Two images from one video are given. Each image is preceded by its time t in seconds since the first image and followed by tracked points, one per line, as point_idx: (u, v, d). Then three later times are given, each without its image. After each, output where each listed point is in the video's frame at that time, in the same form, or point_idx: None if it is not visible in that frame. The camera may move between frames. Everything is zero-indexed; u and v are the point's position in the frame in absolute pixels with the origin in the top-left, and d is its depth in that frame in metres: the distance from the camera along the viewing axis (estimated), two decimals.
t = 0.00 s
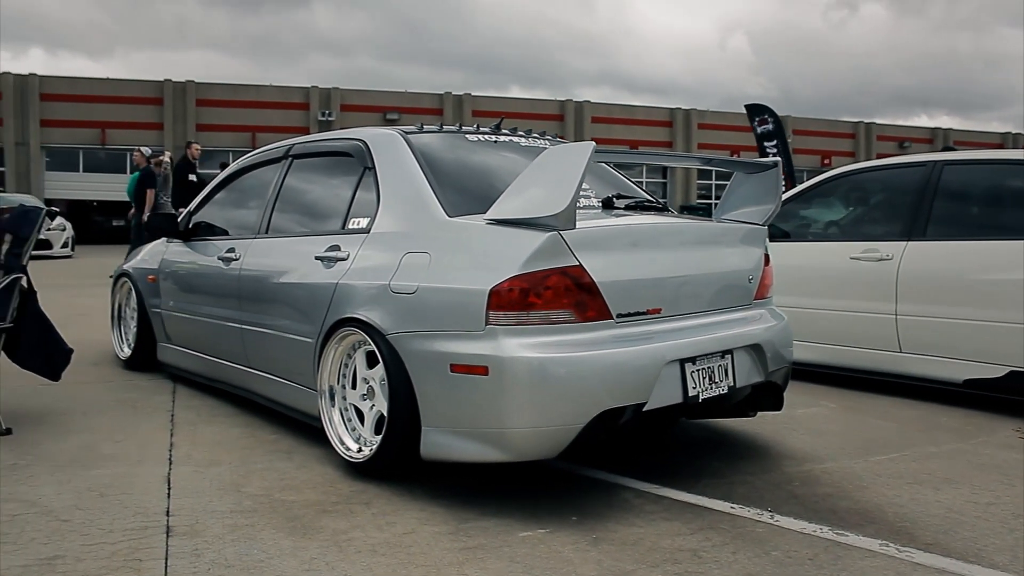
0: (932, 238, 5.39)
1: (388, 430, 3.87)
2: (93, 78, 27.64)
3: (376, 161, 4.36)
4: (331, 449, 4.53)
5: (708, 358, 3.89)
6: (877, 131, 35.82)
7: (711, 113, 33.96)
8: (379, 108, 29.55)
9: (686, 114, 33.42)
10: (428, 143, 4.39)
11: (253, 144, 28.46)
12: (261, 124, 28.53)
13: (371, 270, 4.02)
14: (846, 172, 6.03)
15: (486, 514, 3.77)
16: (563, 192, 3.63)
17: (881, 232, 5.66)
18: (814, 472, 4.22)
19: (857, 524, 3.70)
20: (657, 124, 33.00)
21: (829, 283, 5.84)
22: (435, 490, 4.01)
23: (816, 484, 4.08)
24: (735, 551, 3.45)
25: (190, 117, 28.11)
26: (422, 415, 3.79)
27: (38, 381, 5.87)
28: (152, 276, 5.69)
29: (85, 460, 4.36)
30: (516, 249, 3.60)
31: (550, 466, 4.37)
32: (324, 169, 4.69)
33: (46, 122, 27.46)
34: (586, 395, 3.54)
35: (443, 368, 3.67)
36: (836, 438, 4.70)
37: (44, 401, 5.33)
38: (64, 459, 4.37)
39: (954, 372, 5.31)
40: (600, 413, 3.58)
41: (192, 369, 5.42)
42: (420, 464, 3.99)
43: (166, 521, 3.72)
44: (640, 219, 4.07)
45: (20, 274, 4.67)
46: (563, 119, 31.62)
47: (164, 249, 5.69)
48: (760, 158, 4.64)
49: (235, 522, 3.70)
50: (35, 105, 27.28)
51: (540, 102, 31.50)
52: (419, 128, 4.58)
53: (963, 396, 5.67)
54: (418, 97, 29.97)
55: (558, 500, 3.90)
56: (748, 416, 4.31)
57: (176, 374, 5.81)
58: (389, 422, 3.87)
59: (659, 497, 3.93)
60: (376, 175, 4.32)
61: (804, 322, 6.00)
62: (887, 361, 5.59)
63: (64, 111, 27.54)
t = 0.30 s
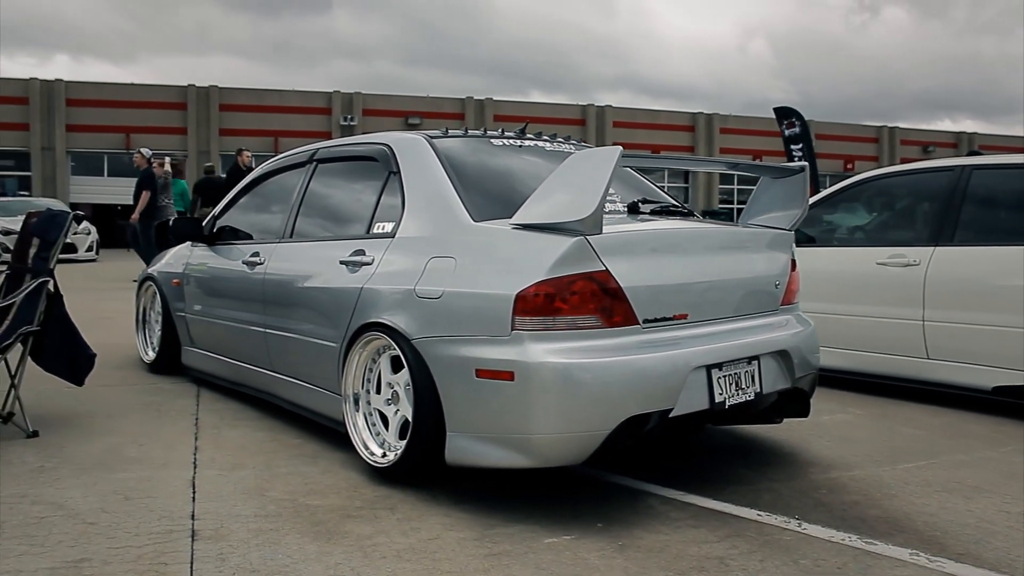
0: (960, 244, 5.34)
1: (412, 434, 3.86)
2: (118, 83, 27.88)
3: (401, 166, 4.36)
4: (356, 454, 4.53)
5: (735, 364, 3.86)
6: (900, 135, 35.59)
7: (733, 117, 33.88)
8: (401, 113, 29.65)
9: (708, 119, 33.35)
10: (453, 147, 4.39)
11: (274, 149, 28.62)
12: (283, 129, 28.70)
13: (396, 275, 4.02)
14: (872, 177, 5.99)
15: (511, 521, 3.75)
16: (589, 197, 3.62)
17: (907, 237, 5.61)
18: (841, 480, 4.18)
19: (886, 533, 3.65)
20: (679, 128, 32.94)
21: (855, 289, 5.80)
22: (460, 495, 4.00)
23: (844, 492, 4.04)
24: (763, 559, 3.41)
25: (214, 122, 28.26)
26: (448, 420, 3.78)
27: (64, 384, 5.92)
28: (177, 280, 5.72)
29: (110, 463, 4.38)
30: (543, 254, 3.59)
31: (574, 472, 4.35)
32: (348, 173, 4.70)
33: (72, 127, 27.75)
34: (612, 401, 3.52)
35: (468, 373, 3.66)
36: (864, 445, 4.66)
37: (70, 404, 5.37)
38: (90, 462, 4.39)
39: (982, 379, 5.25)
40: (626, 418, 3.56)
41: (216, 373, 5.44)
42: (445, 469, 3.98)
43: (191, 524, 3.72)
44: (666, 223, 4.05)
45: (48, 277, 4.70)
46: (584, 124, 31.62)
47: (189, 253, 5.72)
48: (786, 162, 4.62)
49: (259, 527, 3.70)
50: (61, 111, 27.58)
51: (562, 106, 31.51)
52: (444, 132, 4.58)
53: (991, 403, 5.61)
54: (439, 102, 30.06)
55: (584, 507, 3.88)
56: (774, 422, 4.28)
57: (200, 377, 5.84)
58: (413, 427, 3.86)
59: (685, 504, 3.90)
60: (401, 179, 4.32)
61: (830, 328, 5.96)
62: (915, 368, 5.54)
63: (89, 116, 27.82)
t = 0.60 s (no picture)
0: (984, 248, 5.29)
1: (433, 439, 3.85)
2: (138, 88, 28.09)
3: (422, 170, 4.36)
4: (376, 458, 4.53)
5: (757, 369, 3.84)
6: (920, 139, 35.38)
7: (751, 121, 33.76)
8: (419, 117, 29.73)
9: (726, 123, 33.25)
10: (474, 151, 4.39)
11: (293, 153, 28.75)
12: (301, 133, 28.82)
13: (417, 279, 4.02)
14: (895, 181, 5.96)
15: (532, 527, 3.73)
16: (611, 201, 3.61)
17: (930, 242, 5.56)
18: (865, 486, 4.14)
19: (912, 540, 3.61)
20: (697, 132, 32.87)
21: (877, 294, 5.76)
22: (481, 500, 3.99)
23: (868, 499, 4.00)
24: (786, 566, 3.38)
25: (233, 126, 28.40)
26: (468, 425, 3.77)
27: (86, 387, 5.95)
28: (197, 284, 5.74)
29: (132, 466, 4.40)
30: (565, 259, 3.57)
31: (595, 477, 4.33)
32: (368, 177, 4.70)
33: (93, 131, 27.98)
34: (635, 406, 3.50)
35: (490, 379, 3.65)
36: (887, 451, 4.62)
37: (91, 407, 5.40)
38: (111, 465, 4.41)
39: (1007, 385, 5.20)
40: (648, 424, 3.53)
41: (236, 376, 5.45)
42: (465, 474, 3.97)
43: (212, 528, 3.73)
44: (687, 227, 4.04)
45: (70, 280, 4.74)
46: (602, 128, 31.60)
47: (209, 257, 5.74)
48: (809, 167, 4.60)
49: (280, 532, 3.70)
50: (82, 115, 27.83)
51: (580, 110, 31.50)
52: (465, 136, 4.58)
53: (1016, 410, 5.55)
54: (457, 106, 30.11)
55: (606, 513, 3.86)
56: (797, 428, 4.25)
57: (220, 381, 5.85)
58: (434, 432, 3.85)
59: (707, 510, 3.87)
60: (422, 183, 4.32)
61: (852, 333, 5.92)
62: (938, 373, 5.50)
63: (110, 120, 28.04)
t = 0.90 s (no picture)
0: (1001, 255, 5.25)
1: (448, 446, 3.84)
2: (151, 94, 28.26)
3: (437, 176, 4.36)
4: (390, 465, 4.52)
5: (774, 377, 3.81)
6: (932, 145, 35.27)
7: (763, 127, 33.71)
8: (431, 123, 29.76)
9: (738, 129, 33.20)
10: (489, 158, 4.38)
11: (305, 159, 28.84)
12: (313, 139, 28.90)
13: (432, 285, 4.01)
14: (910, 187, 5.93)
15: (548, 534, 3.71)
16: (627, 208, 3.59)
17: (946, 248, 5.53)
18: (882, 495, 4.11)
19: (930, 549, 3.58)
20: (709, 138, 32.85)
21: (893, 301, 5.73)
22: (496, 508, 3.97)
23: (885, 508, 3.97)
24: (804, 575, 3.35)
25: (246, 132, 28.49)
26: (484, 432, 3.76)
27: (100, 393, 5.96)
28: (211, 290, 5.75)
29: (146, 472, 4.40)
30: (581, 265, 3.56)
31: (610, 485, 4.31)
32: (382, 184, 4.70)
33: (107, 137, 28.12)
34: (651, 414, 3.48)
35: (505, 386, 3.64)
36: (904, 459, 4.58)
37: (105, 412, 5.40)
38: (125, 471, 4.41)
39: None
40: (664, 432, 3.51)
41: (249, 383, 5.45)
42: (480, 481, 3.96)
43: (226, 535, 3.72)
44: (703, 233, 4.02)
45: (85, 286, 4.76)
46: (614, 134, 31.61)
47: (223, 263, 5.75)
48: (826, 173, 4.58)
49: (294, 539, 3.69)
50: (96, 121, 27.98)
51: (592, 117, 31.54)
52: (479, 142, 4.57)
53: None
54: (469, 112, 30.17)
55: (622, 521, 3.84)
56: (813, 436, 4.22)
57: (234, 387, 5.86)
58: (449, 438, 3.84)
59: (723, 518, 3.85)
60: (437, 189, 4.32)
61: (868, 340, 5.90)
62: (955, 381, 5.47)
63: (124, 127, 28.18)
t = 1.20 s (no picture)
0: (1009, 260, 5.24)
1: (455, 454, 3.83)
2: (155, 101, 28.31)
3: (443, 182, 4.35)
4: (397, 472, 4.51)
5: (781, 384, 3.80)
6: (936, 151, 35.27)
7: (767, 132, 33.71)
8: (435, 129, 29.80)
9: (742, 134, 33.20)
10: (495, 164, 4.38)
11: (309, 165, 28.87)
12: (317, 145, 28.94)
13: (439, 292, 4.00)
14: (916, 193, 5.92)
15: (555, 542, 3.70)
16: (634, 214, 3.58)
17: (953, 254, 5.52)
18: (890, 502, 4.09)
19: (940, 557, 3.56)
20: (713, 144, 32.88)
21: (899, 308, 5.73)
22: (503, 515, 3.96)
23: (893, 515, 3.95)
24: None
25: (250, 138, 28.52)
26: (490, 440, 3.75)
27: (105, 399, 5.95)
28: (216, 296, 5.74)
29: (151, 479, 4.39)
30: (588, 272, 3.55)
31: (617, 492, 4.30)
32: (388, 190, 4.70)
33: (111, 143, 28.16)
34: (658, 421, 3.46)
35: (512, 393, 3.63)
36: (912, 467, 4.57)
37: (110, 419, 5.39)
38: (131, 478, 4.40)
39: None
40: (672, 439, 3.50)
41: (254, 389, 5.45)
42: (487, 488, 3.94)
43: (232, 542, 3.70)
44: (710, 240, 4.02)
45: (90, 292, 4.76)
46: (618, 140, 31.62)
47: (228, 269, 5.75)
48: (832, 179, 4.57)
49: (300, 546, 3.67)
50: (101, 128, 28.03)
51: (596, 123, 31.57)
52: (486, 148, 4.57)
53: None
54: (473, 118, 30.20)
55: (629, 528, 3.82)
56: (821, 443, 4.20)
57: (239, 394, 5.85)
58: (455, 446, 3.83)
59: (731, 526, 3.83)
60: (443, 196, 4.31)
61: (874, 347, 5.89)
62: (963, 388, 5.46)
63: (129, 133, 28.21)
